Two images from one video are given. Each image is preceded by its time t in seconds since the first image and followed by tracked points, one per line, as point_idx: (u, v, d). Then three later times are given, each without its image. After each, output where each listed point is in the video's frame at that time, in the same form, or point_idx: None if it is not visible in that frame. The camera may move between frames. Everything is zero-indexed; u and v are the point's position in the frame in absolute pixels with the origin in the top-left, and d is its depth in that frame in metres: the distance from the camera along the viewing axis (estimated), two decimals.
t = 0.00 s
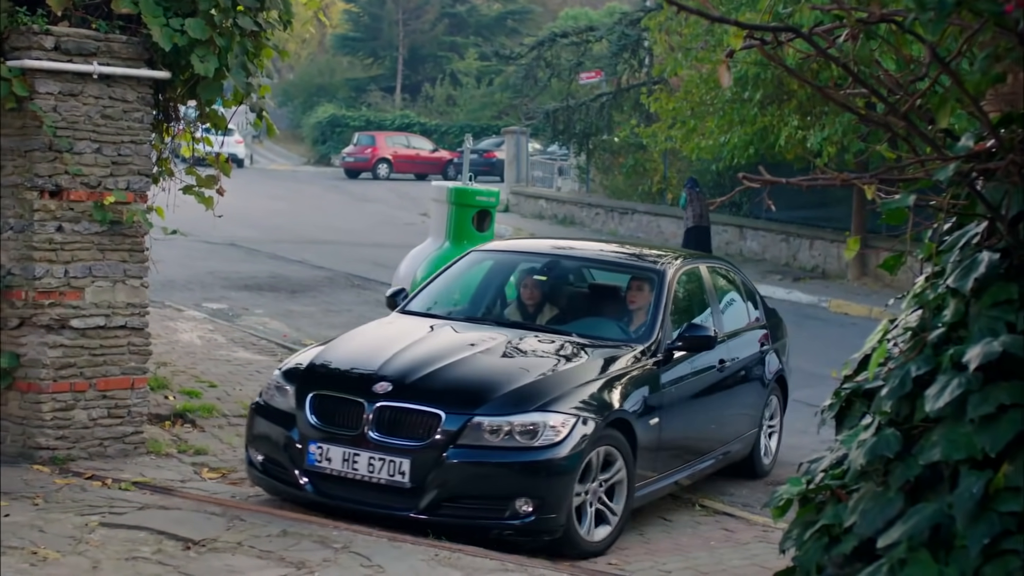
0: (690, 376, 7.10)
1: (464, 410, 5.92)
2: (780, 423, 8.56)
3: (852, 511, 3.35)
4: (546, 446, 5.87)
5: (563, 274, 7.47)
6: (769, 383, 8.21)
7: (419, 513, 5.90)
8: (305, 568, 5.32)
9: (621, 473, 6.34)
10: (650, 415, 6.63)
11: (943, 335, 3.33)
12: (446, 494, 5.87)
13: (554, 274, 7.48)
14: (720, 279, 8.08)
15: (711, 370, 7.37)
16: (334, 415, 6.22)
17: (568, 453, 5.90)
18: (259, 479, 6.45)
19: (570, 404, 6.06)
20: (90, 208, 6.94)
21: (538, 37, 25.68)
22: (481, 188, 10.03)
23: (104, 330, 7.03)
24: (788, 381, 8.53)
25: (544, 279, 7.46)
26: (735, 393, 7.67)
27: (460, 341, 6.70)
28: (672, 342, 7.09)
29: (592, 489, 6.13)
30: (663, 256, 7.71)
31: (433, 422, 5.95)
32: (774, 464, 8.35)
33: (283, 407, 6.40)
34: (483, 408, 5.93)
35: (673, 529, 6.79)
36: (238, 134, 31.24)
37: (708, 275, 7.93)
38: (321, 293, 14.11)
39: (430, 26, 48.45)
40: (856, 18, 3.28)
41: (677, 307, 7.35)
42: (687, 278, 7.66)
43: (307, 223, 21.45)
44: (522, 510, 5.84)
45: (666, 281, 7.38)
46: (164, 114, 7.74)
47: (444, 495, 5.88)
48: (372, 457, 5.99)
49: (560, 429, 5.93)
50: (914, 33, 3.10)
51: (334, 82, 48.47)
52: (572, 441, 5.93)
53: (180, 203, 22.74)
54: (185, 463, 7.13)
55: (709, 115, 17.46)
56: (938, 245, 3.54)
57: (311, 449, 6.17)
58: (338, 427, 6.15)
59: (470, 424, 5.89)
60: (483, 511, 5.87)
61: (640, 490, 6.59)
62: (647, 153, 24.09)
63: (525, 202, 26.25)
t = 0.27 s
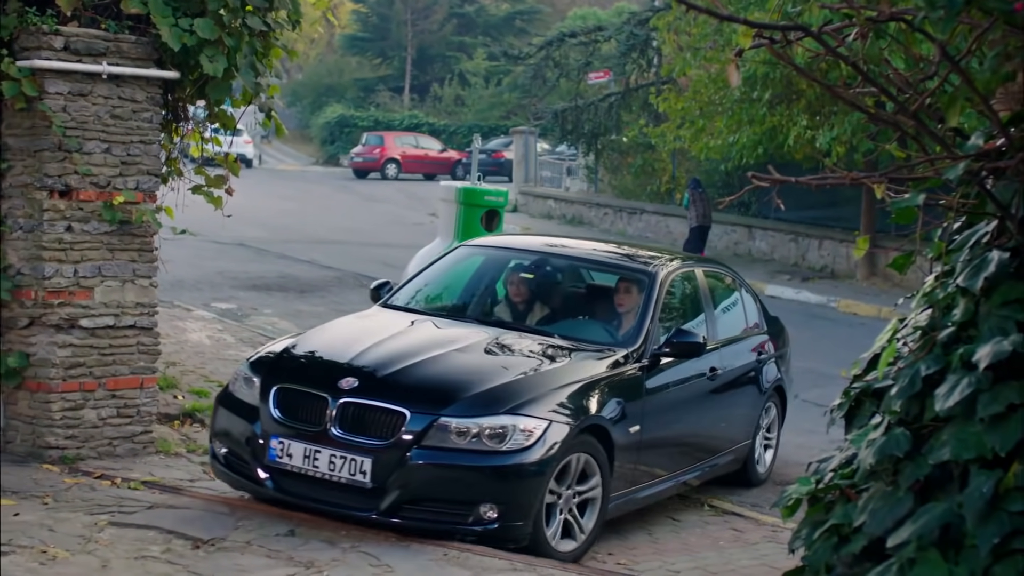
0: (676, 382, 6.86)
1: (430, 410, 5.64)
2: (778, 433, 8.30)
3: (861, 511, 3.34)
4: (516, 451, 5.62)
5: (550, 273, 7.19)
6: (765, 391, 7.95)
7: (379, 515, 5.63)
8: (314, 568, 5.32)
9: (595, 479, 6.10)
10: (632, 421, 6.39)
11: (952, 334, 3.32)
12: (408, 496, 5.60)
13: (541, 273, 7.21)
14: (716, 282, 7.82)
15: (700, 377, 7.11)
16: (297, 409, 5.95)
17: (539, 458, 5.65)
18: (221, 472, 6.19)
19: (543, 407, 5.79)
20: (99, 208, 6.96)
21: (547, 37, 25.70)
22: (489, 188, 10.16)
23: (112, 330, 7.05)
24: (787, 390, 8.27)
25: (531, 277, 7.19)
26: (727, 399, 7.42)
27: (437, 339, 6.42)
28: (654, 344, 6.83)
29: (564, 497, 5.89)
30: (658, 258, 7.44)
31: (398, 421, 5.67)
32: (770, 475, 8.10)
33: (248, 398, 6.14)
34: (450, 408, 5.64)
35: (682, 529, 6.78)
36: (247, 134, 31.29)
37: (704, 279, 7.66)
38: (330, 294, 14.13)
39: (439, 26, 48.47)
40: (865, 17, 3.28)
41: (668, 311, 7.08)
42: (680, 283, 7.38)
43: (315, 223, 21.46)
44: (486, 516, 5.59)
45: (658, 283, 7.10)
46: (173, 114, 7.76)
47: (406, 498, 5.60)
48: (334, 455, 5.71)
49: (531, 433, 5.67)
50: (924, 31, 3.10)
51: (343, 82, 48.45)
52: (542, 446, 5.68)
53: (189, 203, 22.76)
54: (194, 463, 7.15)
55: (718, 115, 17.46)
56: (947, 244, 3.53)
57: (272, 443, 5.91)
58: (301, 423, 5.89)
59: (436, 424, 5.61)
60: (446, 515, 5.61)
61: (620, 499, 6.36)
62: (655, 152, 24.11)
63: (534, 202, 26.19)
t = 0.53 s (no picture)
0: (659, 374, 6.67)
1: (395, 397, 5.52)
2: (775, 436, 8.06)
3: (870, 510, 3.34)
4: (483, 436, 5.49)
5: (527, 267, 7.02)
6: (758, 392, 7.71)
7: (344, 506, 5.48)
8: (322, 567, 5.31)
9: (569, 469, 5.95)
10: (610, 412, 6.22)
11: (962, 335, 3.32)
12: (373, 486, 5.45)
13: (518, 267, 7.03)
14: (703, 278, 7.64)
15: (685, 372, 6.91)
16: (260, 400, 5.82)
17: (507, 443, 5.52)
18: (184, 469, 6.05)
19: (511, 393, 5.67)
20: (109, 208, 7.00)
21: (556, 37, 25.69)
22: (499, 188, 10.18)
23: (122, 330, 7.08)
24: (783, 392, 8.02)
25: (507, 271, 7.01)
26: (716, 398, 7.19)
27: (407, 331, 6.26)
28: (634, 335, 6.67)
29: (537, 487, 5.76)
30: (639, 251, 7.28)
31: (362, 409, 5.54)
32: (764, 479, 7.86)
33: (211, 392, 6.01)
34: (414, 394, 5.52)
35: (692, 529, 6.77)
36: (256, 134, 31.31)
37: (689, 274, 7.48)
38: (339, 293, 14.14)
39: (448, 26, 48.43)
40: (876, 16, 3.27)
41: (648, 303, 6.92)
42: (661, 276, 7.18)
43: (325, 223, 21.48)
44: (454, 505, 5.45)
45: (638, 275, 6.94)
46: (183, 114, 7.77)
47: (371, 487, 5.46)
48: (296, 445, 5.58)
49: (499, 419, 5.55)
50: (936, 30, 3.10)
51: (352, 82, 48.44)
52: (511, 431, 5.55)
53: (198, 203, 22.78)
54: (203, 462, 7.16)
55: (727, 115, 17.45)
56: (957, 244, 3.52)
57: (234, 435, 5.77)
58: (263, 414, 5.75)
59: (400, 411, 5.49)
60: (412, 505, 5.47)
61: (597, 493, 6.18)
62: (665, 152, 24.10)
63: (542, 201, 26.15)
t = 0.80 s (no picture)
0: (652, 366, 6.46)
1: (368, 381, 5.40)
2: (778, 440, 7.78)
3: (884, 511, 3.33)
4: (459, 422, 5.36)
5: (517, 259, 6.83)
6: (758, 394, 7.44)
7: (317, 493, 5.37)
8: (334, 566, 5.30)
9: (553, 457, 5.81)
10: (598, 403, 6.04)
11: (977, 334, 3.30)
12: (345, 472, 5.34)
13: (507, 259, 6.84)
14: (702, 274, 7.43)
15: (682, 366, 6.70)
16: (236, 386, 5.73)
17: (484, 429, 5.39)
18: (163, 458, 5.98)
19: (490, 377, 5.53)
20: (122, 208, 7.02)
21: (569, 36, 25.67)
22: (513, 188, 10.17)
23: (135, 329, 7.12)
24: (785, 395, 7.73)
25: (497, 263, 6.82)
26: (714, 396, 6.95)
27: (390, 321, 6.10)
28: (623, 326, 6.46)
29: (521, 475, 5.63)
30: (633, 244, 7.09)
31: (334, 393, 5.43)
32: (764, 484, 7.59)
33: (188, 379, 5.94)
34: (388, 379, 5.40)
35: (705, 529, 6.76)
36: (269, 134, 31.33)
37: (686, 269, 7.28)
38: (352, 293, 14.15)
39: (461, 25, 48.37)
40: (889, 15, 3.27)
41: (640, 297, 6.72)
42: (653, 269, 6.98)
43: (337, 223, 21.49)
44: (429, 492, 5.33)
45: (629, 268, 6.74)
46: (196, 115, 7.79)
47: (344, 474, 5.35)
48: (268, 430, 5.49)
49: (478, 404, 5.42)
50: (949, 29, 3.09)
51: (365, 82, 48.44)
52: (488, 416, 5.42)
53: (211, 203, 22.82)
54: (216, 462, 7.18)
55: (740, 114, 17.41)
56: (971, 243, 3.50)
57: (208, 422, 5.69)
58: (238, 400, 5.66)
59: (374, 395, 5.37)
60: (386, 493, 5.36)
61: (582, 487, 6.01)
62: (678, 152, 24.06)
63: (556, 202, 26.01)
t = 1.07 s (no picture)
0: (645, 361, 6.22)
1: (345, 375, 5.17)
2: (780, 443, 7.56)
3: (901, 511, 3.31)
4: (439, 416, 5.11)
5: (508, 254, 6.60)
6: (759, 393, 7.21)
7: (295, 492, 5.14)
8: (349, 564, 5.28)
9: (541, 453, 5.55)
10: (587, 399, 5.78)
11: (994, 334, 3.29)
12: (323, 470, 5.11)
13: (498, 255, 6.61)
14: (699, 270, 7.19)
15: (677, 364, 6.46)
16: (212, 384, 5.51)
17: (465, 423, 5.14)
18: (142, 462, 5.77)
19: (472, 371, 5.28)
20: (138, 208, 7.05)
21: (584, 36, 25.66)
22: (529, 187, 10.18)
23: (152, 329, 7.15)
24: (788, 395, 7.52)
25: (488, 259, 6.59)
26: (711, 395, 6.72)
27: (374, 318, 5.86)
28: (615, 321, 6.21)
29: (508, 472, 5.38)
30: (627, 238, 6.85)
31: (311, 389, 5.20)
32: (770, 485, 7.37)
33: (165, 379, 5.73)
34: (366, 373, 5.16)
35: (721, 528, 6.74)
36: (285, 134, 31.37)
37: (682, 264, 7.04)
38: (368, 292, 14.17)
39: (477, 25, 48.32)
40: (905, 15, 3.25)
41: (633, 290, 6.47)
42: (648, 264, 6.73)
43: (353, 223, 21.53)
44: (409, 489, 5.09)
45: (621, 261, 6.49)
46: (212, 114, 7.81)
47: (323, 471, 5.12)
48: (245, 428, 5.26)
49: (459, 397, 5.17)
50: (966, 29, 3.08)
51: (381, 81, 48.47)
52: (470, 410, 5.17)
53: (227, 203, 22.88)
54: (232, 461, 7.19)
55: (757, 114, 17.38)
56: (989, 243, 3.48)
57: (184, 421, 5.47)
58: (214, 398, 5.43)
59: (351, 390, 5.13)
60: (366, 490, 5.13)
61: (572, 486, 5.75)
62: (694, 151, 24.04)
63: (572, 201, 25.92)
